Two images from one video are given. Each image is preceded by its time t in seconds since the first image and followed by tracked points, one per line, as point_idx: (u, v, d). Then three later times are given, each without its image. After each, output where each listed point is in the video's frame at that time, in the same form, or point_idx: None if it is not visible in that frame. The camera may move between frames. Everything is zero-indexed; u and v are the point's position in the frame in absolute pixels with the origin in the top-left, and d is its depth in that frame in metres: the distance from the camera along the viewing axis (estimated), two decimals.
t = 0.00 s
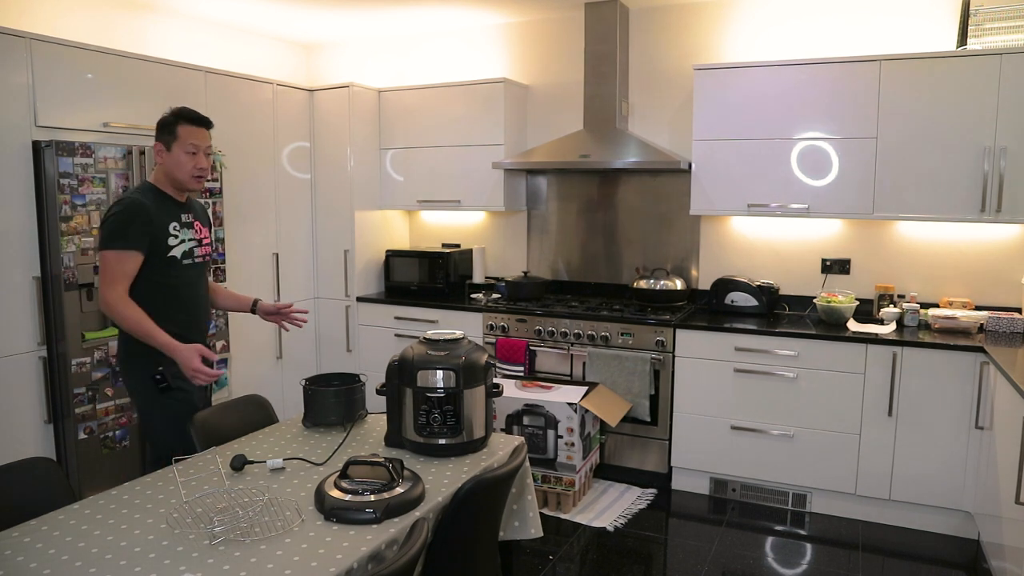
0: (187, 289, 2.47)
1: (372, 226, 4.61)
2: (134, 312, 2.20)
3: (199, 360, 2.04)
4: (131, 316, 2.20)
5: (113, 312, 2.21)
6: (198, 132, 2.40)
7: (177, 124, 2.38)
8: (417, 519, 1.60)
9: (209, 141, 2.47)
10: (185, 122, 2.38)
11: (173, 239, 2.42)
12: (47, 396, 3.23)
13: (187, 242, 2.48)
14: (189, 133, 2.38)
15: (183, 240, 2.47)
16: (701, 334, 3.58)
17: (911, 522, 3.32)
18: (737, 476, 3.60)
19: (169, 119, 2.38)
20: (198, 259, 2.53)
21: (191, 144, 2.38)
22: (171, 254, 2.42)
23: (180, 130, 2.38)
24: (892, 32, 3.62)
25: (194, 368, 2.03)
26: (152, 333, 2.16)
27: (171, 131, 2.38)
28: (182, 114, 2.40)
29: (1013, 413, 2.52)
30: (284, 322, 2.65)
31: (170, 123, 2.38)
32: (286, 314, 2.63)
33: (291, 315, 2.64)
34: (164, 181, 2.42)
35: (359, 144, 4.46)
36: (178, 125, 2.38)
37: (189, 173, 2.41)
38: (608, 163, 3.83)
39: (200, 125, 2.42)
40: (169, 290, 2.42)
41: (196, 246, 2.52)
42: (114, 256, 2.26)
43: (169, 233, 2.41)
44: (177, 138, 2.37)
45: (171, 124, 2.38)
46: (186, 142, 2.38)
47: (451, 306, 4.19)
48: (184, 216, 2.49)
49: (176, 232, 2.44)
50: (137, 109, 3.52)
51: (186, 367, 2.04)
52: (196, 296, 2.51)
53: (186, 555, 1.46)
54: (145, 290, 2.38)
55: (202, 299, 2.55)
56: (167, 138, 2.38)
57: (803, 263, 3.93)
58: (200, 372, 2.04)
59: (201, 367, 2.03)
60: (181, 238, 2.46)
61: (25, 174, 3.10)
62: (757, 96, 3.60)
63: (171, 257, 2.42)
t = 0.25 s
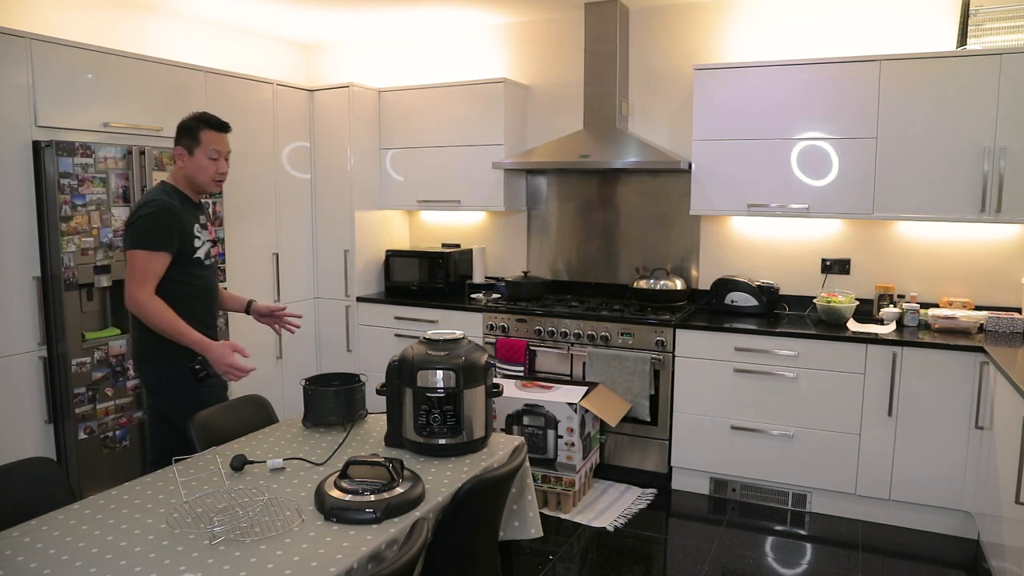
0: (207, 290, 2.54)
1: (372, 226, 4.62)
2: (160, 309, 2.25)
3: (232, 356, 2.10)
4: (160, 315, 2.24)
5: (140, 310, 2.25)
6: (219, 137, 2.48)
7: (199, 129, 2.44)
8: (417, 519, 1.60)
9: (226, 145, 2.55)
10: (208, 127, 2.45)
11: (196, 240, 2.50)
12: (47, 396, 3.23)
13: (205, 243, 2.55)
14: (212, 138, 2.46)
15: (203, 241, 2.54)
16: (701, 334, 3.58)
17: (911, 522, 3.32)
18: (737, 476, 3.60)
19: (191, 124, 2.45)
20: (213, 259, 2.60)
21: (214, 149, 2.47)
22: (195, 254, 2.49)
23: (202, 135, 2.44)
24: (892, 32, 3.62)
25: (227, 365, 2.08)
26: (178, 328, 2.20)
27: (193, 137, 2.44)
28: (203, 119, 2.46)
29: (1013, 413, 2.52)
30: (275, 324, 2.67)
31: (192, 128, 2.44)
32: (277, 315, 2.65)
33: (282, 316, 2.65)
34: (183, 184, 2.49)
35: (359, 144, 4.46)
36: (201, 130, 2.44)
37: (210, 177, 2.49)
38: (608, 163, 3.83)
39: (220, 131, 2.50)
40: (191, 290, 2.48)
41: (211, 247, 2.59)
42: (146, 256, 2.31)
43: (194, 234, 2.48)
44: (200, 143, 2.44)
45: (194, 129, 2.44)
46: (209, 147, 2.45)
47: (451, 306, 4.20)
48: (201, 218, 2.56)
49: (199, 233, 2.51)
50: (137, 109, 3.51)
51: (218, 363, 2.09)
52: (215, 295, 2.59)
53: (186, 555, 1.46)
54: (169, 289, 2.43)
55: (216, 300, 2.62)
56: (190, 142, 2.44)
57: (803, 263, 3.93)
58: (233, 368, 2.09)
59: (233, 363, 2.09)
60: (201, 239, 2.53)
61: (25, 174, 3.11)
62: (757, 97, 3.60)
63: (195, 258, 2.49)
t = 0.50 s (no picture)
0: (244, 293, 2.58)
1: (372, 226, 4.62)
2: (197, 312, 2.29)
3: (271, 345, 2.19)
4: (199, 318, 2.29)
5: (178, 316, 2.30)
6: (251, 149, 2.48)
7: (231, 140, 2.44)
8: (417, 519, 1.60)
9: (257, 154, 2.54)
10: (240, 139, 2.46)
11: (234, 246, 2.52)
12: (47, 396, 3.23)
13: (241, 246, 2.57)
14: (244, 150, 2.47)
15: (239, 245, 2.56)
16: (701, 334, 3.58)
17: (911, 522, 3.32)
18: (737, 476, 3.60)
19: (222, 136, 2.45)
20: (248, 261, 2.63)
21: (244, 161, 2.47)
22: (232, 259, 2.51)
23: (234, 147, 2.45)
24: (892, 32, 3.62)
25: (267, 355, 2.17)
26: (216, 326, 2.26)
27: (224, 148, 2.44)
28: (236, 130, 2.46)
29: (1013, 413, 2.52)
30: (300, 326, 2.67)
31: (224, 139, 2.44)
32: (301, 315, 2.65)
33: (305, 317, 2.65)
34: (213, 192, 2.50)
35: (359, 144, 4.46)
36: (233, 142, 2.44)
37: (241, 187, 2.50)
38: (608, 163, 3.83)
39: (252, 141, 2.49)
40: (229, 294, 2.52)
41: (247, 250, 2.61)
42: (184, 265, 2.33)
43: (230, 240, 2.50)
44: (232, 154, 2.45)
45: (226, 140, 2.44)
46: (241, 159, 2.46)
47: (451, 306, 4.20)
48: (237, 222, 2.57)
49: (235, 238, 2.53)
50: (138, 109, 3.51)
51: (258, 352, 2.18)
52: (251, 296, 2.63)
53: (186, 555, 1.46)
54: (207, 294, 2.47)
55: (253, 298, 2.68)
56: (221, 153, 2.45)
57: (803, 263, 3.93)
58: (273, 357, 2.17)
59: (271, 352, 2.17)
60: (238, 244, 2.55)
61: (25, 174, 3.11)
62: (758, 97, 3.60)
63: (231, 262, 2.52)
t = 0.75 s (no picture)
0: (287, 286, 2.61)
1: (372, 226, 4.62)
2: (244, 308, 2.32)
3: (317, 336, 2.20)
4: (247, 315, 2.31)
5: (226, 314, 2.32)
6: (282, 147, 2.46)
7: (263, 140, 2.43)
8: (418, 519, 1.61)
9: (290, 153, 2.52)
10: (273, 138, 2.44)
11: (274, 243, 2.53)
12: (47, 396, 3.23)
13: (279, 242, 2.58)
14: (276, 149, 2.45)
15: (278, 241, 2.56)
16: (701, 334, 3.58)
17: (910, 522, 3.32)
18: (737, 476, 3.60)
19: (254, 135, 2.43)
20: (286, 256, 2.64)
21: (275, 159, 2.45)
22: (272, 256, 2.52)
23: (266, 146, 2.43)
24: (892, 32, 3.62)
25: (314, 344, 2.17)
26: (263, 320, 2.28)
27: (256, 147, 2.43)
28: (268, 129, 2.44)
29: (1013, 413, 2.52)
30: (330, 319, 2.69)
31: (256, 138, 2.43)
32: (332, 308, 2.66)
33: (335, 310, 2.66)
34: (247, 190, 2.50)
35: (359, 143, 4.46)
36: (266, 140, 2.43)
37: (273, 185, 2.49)
38: (608, 163, 3.83)
39: (284, 140, 2.47)
40: (272, 289, 2.55)
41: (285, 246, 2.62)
42: (228, 265, 2.35)
43: (269, 237, 2.50)
44: (264, 153, 2.43)
45: (258, 139, 2.43)
46: (273, 157, 2.45)
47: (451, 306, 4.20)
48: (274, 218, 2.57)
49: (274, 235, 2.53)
50: (138, 108, 3.51)
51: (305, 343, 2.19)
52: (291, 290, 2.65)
53: (186, 555, 1.46)
54: (250, 290, 2.49)
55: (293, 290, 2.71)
56: (253, 152, 2.44)
57: (803, 263, 3.93)
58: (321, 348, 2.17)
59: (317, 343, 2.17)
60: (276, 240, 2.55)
61: (25, 174, 3.11)
62: (757, 97, 3.60)
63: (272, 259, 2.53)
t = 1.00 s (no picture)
0: (313, 283, 2.61)
1: (372, 226, 4.62)
2: (274, 299, 2.34)
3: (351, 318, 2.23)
4: (277, 306, 2.33)
5: (257, 305, 2.33)
6: (308, 141, 2.45)
7: (290, 135, 2.43)
8: (417, 519, 1.61)
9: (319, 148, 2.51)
10: (299, 132, 2.44)
11: (300, 239, 2.53)
12: (47, 396, 3.23)
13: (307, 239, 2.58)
14: (302, 143, 2.44)
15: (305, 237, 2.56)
16: (701, 334, 3.58)
17: (910, 522, 3.33)
18: (737, 476, 3.60)
19: (282, 131, 2.44)
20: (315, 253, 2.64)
21: (302, 154, 2.45)
22: (298, 252, 2.52)
23: (292, 140, 2.43)
24: (892, 32, 3.62)
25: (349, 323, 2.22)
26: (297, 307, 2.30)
27: (284, 143, 2.44)
28: (295, 123, 2.44)
29: (1012, 413, 2.52)
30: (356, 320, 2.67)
31: (283, 134, 2.44)
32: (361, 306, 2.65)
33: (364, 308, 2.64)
34: (277, 186, 2.52)
35: (359, 144, 4.46)
36: (292, 135, 2.43)
37: (301, 180, 2.49)
38: (608, 163, 3.83)
39: (311, 134, 2.46)
40: (299, 285, 2.55)
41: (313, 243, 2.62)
42: (254, 257, 2.36)
43: (295, 233, 2.51)
44: (291, 147, 2.44)
45: (285, 134, 2.43)
46: (299, 151, 2.44)
47: (451, 306, 4.20)
48: (302, 215, 2.58)
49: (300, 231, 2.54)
50: (138, 108, 3.51)
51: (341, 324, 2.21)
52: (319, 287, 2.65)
53: (186, 555, 1.46)
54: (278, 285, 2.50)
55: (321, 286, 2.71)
56: (281, 147, 2.45)
57: (803, 263, 3.93)
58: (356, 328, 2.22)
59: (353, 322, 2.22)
60: (304, 236, 2.55)
61: (25, 174, 3.11)
62: (758, 97, 3.60)
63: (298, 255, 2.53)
